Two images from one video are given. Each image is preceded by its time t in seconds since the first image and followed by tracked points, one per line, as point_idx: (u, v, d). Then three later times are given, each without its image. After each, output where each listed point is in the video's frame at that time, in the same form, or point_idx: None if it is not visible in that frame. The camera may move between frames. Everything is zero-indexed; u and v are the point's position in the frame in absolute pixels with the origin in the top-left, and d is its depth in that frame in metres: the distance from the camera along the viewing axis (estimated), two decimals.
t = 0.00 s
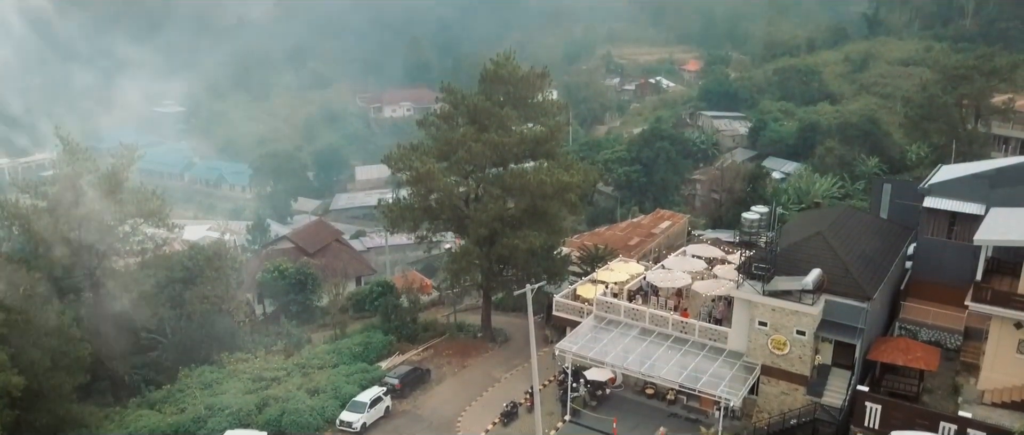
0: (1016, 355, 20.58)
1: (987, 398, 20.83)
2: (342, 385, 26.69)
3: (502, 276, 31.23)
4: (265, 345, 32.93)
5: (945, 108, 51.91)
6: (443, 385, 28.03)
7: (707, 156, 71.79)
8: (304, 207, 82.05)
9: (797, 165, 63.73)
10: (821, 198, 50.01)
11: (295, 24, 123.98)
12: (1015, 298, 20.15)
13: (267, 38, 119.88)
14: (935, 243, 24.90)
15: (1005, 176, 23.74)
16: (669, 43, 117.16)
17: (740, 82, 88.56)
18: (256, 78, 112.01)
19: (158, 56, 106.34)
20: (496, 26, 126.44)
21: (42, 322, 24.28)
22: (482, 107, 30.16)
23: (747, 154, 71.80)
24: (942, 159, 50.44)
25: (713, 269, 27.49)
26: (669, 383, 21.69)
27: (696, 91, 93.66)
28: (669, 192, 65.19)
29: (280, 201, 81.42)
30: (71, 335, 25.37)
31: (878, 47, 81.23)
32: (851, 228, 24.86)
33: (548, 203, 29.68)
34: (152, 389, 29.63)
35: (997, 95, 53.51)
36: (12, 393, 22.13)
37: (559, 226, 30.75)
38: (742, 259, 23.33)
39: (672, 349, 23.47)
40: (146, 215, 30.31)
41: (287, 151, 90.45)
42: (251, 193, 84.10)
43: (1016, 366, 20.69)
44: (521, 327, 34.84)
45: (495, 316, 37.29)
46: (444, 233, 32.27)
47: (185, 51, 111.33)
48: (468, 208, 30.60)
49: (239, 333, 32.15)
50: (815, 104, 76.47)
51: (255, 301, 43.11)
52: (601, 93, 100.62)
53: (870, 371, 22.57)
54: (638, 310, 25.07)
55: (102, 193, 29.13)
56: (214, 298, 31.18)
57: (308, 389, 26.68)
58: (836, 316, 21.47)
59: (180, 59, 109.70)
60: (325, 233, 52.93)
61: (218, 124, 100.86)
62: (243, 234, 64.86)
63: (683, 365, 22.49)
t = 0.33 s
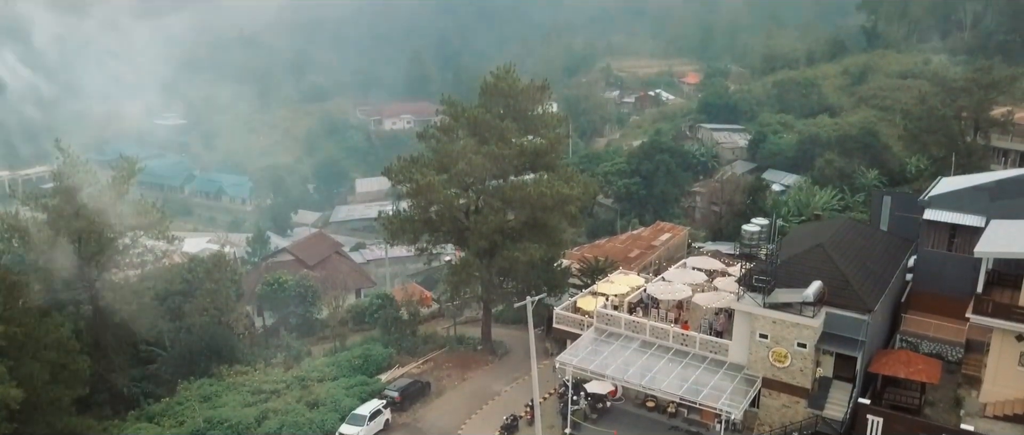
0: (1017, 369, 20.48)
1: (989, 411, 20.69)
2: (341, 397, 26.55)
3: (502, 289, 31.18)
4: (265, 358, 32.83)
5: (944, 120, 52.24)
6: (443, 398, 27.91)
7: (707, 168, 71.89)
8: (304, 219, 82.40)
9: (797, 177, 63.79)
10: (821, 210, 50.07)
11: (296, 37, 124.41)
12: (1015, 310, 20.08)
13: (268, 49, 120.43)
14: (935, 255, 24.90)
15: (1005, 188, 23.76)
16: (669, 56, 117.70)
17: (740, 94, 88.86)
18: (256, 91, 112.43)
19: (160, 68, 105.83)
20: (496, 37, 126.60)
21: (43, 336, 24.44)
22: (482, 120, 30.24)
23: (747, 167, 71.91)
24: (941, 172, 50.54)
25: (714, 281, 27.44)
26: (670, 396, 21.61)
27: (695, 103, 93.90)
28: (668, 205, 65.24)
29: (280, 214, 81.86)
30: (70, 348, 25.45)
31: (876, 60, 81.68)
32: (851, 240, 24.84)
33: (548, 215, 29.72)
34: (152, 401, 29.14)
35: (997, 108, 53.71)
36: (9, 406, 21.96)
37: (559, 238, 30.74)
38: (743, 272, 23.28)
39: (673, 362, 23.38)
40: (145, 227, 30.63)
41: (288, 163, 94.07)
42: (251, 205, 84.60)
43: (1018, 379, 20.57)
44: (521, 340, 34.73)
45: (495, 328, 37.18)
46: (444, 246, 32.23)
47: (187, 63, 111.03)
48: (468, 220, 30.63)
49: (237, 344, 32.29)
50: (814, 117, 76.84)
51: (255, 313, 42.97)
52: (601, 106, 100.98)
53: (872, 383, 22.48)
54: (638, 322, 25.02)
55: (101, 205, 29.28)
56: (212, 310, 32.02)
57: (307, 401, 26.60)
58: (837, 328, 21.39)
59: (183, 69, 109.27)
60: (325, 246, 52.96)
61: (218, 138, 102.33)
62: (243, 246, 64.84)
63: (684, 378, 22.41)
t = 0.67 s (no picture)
0: (1019, 381, 20.37)
1: (990, 423, 20.57)
2: (340, 410, 26.51)
3: (502, 301, 31.13)
4: (265, 370, 32.71)
5: (944, 132, 52.82)
6: (443, 411, 27.78)
7: (706, 181, 71.97)
8: (304, 231, 82.63)
9: (796, 189, 63.85)
10: (821, 222, 50.14)
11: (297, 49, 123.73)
12: (1017, 322, 20.00)
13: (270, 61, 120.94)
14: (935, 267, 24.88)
15: (1006, 199, 23.70)
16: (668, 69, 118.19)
17: (739, 107, 89.23)
18: (257, 104, 112.58)
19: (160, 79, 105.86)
20: (496, 48, 126.71)
21: (42, 348, 24.29)
22: (483, 133, 30.28)
23: (747, 179, 72.02)
24: (941, 185, 50.63)
25: (714, 294, 27.39)
26: (670, 409, 21.54)
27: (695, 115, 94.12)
28: (669, 217, 65.32)
29: (280, 226, 81.89)
30: (69, 360, 25.36)
31: (875, 73, 82.05)
32: (851, 253, 24.81)
33: (548, 227, 29.74)
34: (150, 414, 29.38)
35: (996, 120, 53.85)
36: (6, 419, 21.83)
37: (559, 250, 30.71)
38: (743, 284, 23.22)
39: (673, 375, 23.32)
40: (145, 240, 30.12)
41: (289, 175, 94.05)
42: (251, 218, 84.65)
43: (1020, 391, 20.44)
44: (521, 352, 34.61)
45: (494, 341, 37.07)
46: (444, 258, 32.19)
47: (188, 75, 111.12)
48: (468, 232, 30.67)
49: (236, 356, 32.22)
50: (813, 129, 77.11)
51: (254, 325, 42.77)
52: (600, 119, 101.39)
53: (873, 396, 22.39)
54: (638, 334, 24.98)
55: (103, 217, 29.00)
56: (213, 322, 32.31)
57: (307, 414, 26.49)
58: (838, 341, 21.32)
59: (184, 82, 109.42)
60: (325, 259, 52.97)
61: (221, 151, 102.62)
62: (243, 258, 64.74)
63: (685, 390, 22.34)
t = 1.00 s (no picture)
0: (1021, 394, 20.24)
1: None
2: (340, 423, 26.48)
3: (502, 314, 31.07)
4: (264, 383, 32.55)
5: (942, 145, 51.88)
6: (442, 424, 27.65)
7: (706, 193, 72.08)
8: (305, 243, 83.00)
9: (796, 201, 63.96)
10: (821, 234, 50.27)
11: (297, 62, 123.76)
12: (1017, 334, 19.94)
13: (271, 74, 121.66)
14: (935, 279, 24.86)
15: (1006, 211, 23.69)
16: (668, 81, 118.61)
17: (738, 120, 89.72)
18: (256, 117, 112.84)
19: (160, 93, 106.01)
20: (497, 60, 126.98)
21: (40, 361, 24.24)
22: (483, 145, 30.33)
23: (746, 191, 72.17)
24: (940, 197, 50.74)
25: (714, 306, 27.36)
26: (671, 422, 21.46)
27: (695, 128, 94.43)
28: (668, 229, 65.44)
29: (280, 238, 81.93)
30: (68, 373, 25.38)
31: (874, 85, 82.40)
32: (851, 265, 24.79)
33: (548, 240, 29.78)
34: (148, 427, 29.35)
35: (995, 132, 54.03)
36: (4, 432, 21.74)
37: (560, 262, 30.72)
38: (743, 296, 23.20)
39: (674, 388, 23.26)
40: (145, 252, 30.00)
41: (289, 188, 93.90)
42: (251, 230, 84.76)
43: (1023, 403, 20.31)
44: (521, 365, 34.51)
45: (494, 353, 36.96)
46: (444, 270, 32.15)
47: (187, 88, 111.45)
48: (468, 244, 30.76)
49: (235, 369, 32.03)
50: (812, 142, 77.39)
51: (252, 338, 42.54)
52: (600, 131, 101.88)
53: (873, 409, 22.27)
54: (638, 347, 24.97)
55: (102, 229, 28.98)
56: (210, 335, 31.16)
57: (307, 427, 26.32)
58: (840, 353, 21.24)
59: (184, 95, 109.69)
60: (325, 272, 53.02)
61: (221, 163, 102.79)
62: (243, 271, 64.76)
63: (686, 403, 22.28)
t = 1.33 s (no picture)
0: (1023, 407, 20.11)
1: None
2: None
3: (503, 326, 30.83)
4: (264, 396, 32.42)
5: (942, 158, 54.56)
6: None
7: (706, 205, 72.11)
8: (305, 256, 82.58)
9: (796, 214, 64.03)
10: (821, 247, 50.30)
11: (297, 75, 124.94)
12: (1019, 347, 19.87)
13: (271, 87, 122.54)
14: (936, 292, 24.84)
15: (1005, 224, 23.71)
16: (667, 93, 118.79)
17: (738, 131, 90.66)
18: (256, 129, 112.93)
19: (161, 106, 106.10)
20: (497, 71, 126.85)
21: (38, 374, 24.14)
22: (483, 158, 30.43)
23: (746, 203, 72.23)
24: (940, 209, 50.80)
25: (715, 319, 27.28)
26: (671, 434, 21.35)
27: (695, 140, 94.56)
28: (668, 242, 65.40)
29: (279, 251, 81.84)
30: (67, 386, 25.26)
31: (873, 98, 82.68)
32: (850, 277, 24.78)
33: (548, 252, 29.81)
34: None
35: (995, 144, 54.16)
36: None
37: (560, 275, 30.70)
38: (743, 309, 23.19)
39: (675, 401, 23.17)
40: (144, 264, 29.86)
41: (289, 200, 93.69)
42: (251, 243, 84.75)
43: None
44: (521, 378, 34.41)
45: (494, 366, 36.85)
46: (445, 282, 32.04)
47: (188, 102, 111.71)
48: (468, 256, 30.72)
49: (234, 383, 31.84)
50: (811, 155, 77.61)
51: (251, 351, 42.47)
52: (600, 144, 102.11)
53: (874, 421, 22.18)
54: (638, 359, 24.92)
55: (102, 242, 28.96)
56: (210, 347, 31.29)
57: None
58: (840, 366, 21.17)
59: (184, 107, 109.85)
60: (324, 284, 52.97)
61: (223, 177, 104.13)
62: (242, 284, 64.66)
63: (686, 416, 22.18)
